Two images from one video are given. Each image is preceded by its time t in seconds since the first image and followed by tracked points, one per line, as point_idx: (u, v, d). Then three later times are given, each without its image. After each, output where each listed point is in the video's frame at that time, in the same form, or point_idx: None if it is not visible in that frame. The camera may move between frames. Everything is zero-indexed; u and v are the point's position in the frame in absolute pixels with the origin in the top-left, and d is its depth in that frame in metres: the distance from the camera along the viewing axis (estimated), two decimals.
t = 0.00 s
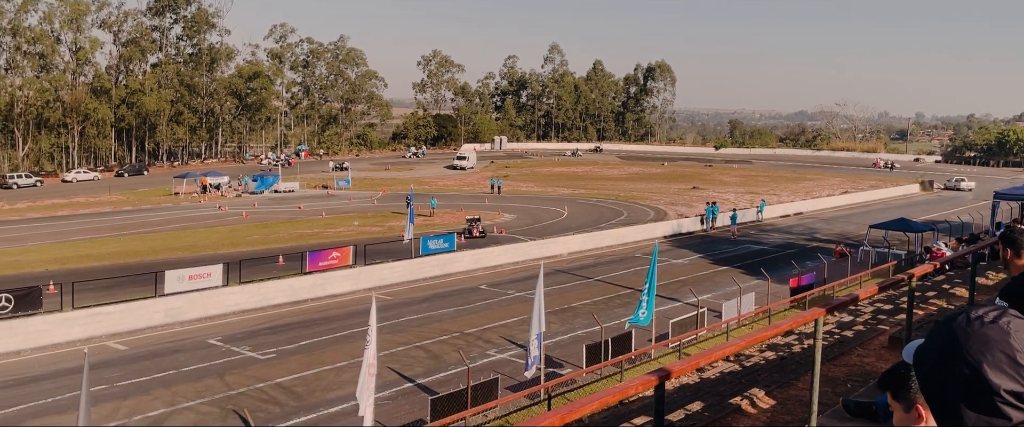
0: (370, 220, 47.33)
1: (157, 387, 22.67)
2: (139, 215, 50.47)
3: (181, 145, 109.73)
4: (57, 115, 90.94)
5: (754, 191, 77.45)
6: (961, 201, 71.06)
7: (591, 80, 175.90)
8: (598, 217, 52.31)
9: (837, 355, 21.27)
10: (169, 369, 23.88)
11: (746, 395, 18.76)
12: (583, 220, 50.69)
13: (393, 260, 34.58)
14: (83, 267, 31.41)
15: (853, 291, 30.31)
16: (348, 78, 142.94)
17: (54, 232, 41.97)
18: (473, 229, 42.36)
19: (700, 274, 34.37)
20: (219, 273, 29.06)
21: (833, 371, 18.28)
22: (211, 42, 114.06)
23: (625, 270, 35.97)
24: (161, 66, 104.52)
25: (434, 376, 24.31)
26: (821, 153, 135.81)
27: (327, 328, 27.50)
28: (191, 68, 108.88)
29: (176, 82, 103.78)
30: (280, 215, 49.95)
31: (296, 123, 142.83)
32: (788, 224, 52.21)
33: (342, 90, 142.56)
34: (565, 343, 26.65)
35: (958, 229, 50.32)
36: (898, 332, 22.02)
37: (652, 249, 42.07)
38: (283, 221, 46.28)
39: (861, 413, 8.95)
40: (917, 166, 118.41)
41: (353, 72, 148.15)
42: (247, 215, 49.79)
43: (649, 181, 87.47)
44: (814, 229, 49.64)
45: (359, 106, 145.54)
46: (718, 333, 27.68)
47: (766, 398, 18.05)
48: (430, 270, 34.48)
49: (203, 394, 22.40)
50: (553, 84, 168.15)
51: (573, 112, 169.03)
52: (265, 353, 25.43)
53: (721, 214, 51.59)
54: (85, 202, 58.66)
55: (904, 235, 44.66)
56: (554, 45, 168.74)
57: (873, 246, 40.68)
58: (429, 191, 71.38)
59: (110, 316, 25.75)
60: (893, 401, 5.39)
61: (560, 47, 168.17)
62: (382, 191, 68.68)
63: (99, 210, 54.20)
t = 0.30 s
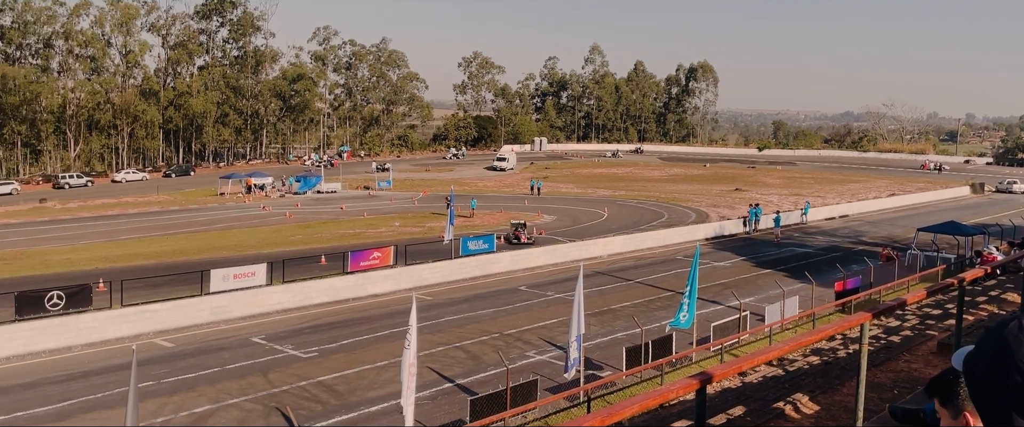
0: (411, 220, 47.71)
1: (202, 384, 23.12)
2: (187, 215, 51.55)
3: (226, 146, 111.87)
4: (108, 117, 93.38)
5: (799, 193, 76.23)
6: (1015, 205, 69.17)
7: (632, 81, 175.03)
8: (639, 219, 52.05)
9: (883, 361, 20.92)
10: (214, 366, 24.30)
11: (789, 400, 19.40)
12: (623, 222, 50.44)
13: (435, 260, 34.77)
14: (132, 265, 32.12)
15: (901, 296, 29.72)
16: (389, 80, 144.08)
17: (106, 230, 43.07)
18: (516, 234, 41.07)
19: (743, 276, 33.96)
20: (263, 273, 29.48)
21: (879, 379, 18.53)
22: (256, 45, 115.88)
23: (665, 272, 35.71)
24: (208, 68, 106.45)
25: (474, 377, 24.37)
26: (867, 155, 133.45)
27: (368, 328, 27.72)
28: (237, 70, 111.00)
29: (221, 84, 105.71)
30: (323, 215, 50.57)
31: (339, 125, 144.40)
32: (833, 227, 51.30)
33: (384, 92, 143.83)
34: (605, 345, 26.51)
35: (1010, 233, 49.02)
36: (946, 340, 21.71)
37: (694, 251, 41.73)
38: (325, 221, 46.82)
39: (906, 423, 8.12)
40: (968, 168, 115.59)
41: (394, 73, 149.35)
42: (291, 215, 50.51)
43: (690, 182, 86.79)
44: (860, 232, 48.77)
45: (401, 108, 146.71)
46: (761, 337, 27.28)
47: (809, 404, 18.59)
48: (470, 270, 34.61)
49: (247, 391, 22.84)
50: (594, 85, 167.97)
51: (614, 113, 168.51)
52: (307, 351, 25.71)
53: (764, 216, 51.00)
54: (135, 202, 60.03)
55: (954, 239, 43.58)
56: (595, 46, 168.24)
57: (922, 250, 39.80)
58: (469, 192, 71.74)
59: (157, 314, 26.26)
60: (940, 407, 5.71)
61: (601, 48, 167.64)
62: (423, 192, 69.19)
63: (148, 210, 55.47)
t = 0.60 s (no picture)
0: (457, 222, 48.01)
1: (254, 381, 23.59)
2: (240, 215, 52.73)
3: (277, 148, 113.84)
4: (163, 120, 95.77)
5: (851, 196, 74.65)
6: None
7: (679, 82, 173.46)
8: (686, 221, 51.59)
9: (940, 368, 20.39)
10: (265, 364, 24.76)
11: (841, 406, 19.14)
12: (669, 224, 50.09)
13: (481, 262, 34.92)
14: (186, 264, 32.89)
15: (958, 301, 28.97)
16: (437, 82, 144.68)
17: (163, 229, 44.37)
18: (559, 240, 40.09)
19: (792, 281, 33.44)
20: (312, 272, 29.93)
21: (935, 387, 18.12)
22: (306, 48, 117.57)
23: (713, 275, 35.36)
24: (260, 72, 108.20)
25: (519, 378, 24.41)
26: (923, 157, 130.11)
27: (415, 328, 27.95)
28: (288, 74, 112.41)
29: (273, 87, 107.47)
30: (371, 216, 51.16)
31: (386, 127, 145.59)
32: (886, 231, 50.16)
33: (431, 94, 144.64)
34: (651, 348, 26.34)
35: None
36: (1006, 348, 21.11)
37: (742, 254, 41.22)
38: (373, 222, 47.37)
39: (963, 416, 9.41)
40: None
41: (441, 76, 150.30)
42: (339, 216, 51.21)
43: (739, 185, 85.76)
44: (914, 236, 47.60)
45: (447, 110, 147.66)
46: (811, 342, 26.83)
47: (861, 409, 18.74)
48: (516, 272, 34.69)
49: (297, 389, 23.22)
50: (641, 87, 167.37)
51: (661, 115, 167.57)
52: (355, 350, 26.05)
53: (814, 219, 50.13)
54: (189, 202, 61.49)
55: (1015, 244, 42.20)
56: (642, 46, 166.88)
57: (980, 255, 38.66)
58: (515, 193, 71.87)
59: (210, 312, 26.84)
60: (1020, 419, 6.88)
61: (648, 49, 166.47)
62: (469, 193, 69.52)
63: (203, 210, 56.89)
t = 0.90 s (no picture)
0: (510, 223, 48.17)
1: (312, 378, 23.95)
2: (297, 215, 53.81)
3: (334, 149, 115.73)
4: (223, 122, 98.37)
5: (914, 199, 72.66)
6: None
7: (736, 82, 171.72)
8: (742, 224, 50.89)
9: (1011, 377, 19.69)
10: (322, 362, 25.13)
11: (908, 414, 18.56)
12: (725, 227, 49.46)
13: (535, 263, 34.93)
14: (246, 263, 33.64)
15: None
16: (490, 84, 145.32)
17: (225, 229, 45.54)
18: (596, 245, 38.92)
19: (853, 285, 32.67)
20: (368, 272, 30.29)
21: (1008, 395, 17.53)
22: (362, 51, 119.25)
23: (770, 279, 34.78)
24: (317, 74, 109.76)
25: (573, 380, 24.29)
26: (991, 159, 125.94)
27: (469, 328, 28.06)
28: (345, 76, 113.88)
29: (330, 89, 109.22)
30: (425, 217, 51.67)
31: (440, 129, 146.47)
32: (951, 235, 48.65)
33: (484, 96, 145.35)
34: (707, 352, 25.98)
35: None
36: None
37: (800, 258, 40.48)
38: (428, 223, 47.82)
39: None
40: None
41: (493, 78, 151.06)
42: (394, 216, 51.82)
43: (797, 187, 84.33)
44: (981, 240, 46.08)
45: (500, 112, 148.39)
46: (873, 349, 26.16)
47: (929, 418, 18.10)
48: (569, 273, 34.62)
49: (353, 387, 23.49)
50: (696, 87, 166.28)
51: (717, 116, 165.98)
52: (410, 349, 26.25)
53: (876, 222, 48.93)
54: (248, 203, 62.94)
55: None
56: (697, 47, 165.27)
57: None
58: (568, 195, 71.86)
59: (269, 310, 27.34)
60: None
61: (703, 49, 164.78)
62: (521, 195, 69.71)
63: (262, 210, 58.23)
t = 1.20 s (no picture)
0: (566, 225, 48.11)
1: (371, 377, 24.22)
2: (358, 216, 54.65)
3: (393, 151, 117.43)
4: (286, 124, 100.55)
5: (987, 203, 69.97)
6: None
7: (799, 83, 170.25)
8: (805, 228, 49.90)
9: None
10: (381, 361, 25.40)
11: None
12: (787, 230, 48.51)
13: (592, 265, 34.81)
14: (307, 263, 34.26)
15: None
16: (547, 85, 145.39)
17: (288, 229, 46.56)
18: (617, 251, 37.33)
19: (923, 292, 31.70)
20: (426, 273, 30.49)
21: None
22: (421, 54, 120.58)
23: (835, 285, 34.00)
24: (377, 78, 111.25)
25: (631, 384, 24.03)
26: None
27: (526, 330, 28.05)
28: (403, 79, 115.49)
29: (389, 92, 110.35)
30: (482, 219, 51.95)
31: (497, 131, 147.22)
32: None
33: (541, 97, 145.41)
34: (770, 358, 25.48)
35: None
36: None
37: (866, 263, 39.45)
38: (485, 225, 48.06)
39: None
40: None
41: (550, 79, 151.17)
42: (451, 218, 52.23)
43: (863, 190, 82.41)
44: None
45: (557, 113, 148.28)
46: (944, 357, 25.34)
47: None
48: (626, 276, 34.40)
49: (412, 386, 23.65)
50: (757, 88, 163.70)
51: (779, 117, 163.41)
52: (467, 350, 26.35)
53: (947, 227, 47.42)
54: (309, 203, 64.23)
55: None
56: (758, 47, 163.08)
57: None
58: (625, 197, 71.50)
59: (331, 309, 27.74)
60: None
61: (765, 49, 162.35)
62: (578, 197, 69.61)
63: (323, 210, 59.35)
